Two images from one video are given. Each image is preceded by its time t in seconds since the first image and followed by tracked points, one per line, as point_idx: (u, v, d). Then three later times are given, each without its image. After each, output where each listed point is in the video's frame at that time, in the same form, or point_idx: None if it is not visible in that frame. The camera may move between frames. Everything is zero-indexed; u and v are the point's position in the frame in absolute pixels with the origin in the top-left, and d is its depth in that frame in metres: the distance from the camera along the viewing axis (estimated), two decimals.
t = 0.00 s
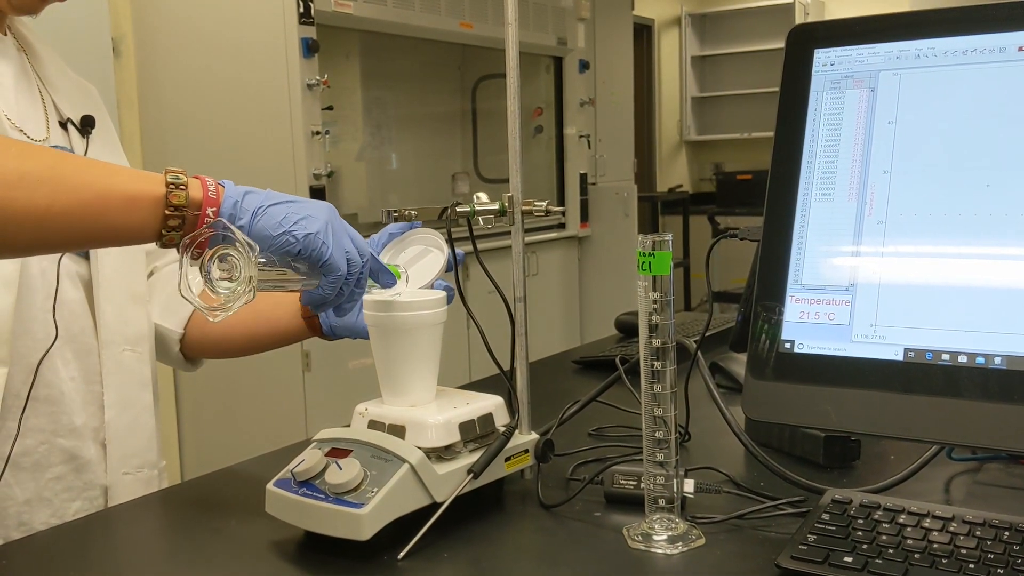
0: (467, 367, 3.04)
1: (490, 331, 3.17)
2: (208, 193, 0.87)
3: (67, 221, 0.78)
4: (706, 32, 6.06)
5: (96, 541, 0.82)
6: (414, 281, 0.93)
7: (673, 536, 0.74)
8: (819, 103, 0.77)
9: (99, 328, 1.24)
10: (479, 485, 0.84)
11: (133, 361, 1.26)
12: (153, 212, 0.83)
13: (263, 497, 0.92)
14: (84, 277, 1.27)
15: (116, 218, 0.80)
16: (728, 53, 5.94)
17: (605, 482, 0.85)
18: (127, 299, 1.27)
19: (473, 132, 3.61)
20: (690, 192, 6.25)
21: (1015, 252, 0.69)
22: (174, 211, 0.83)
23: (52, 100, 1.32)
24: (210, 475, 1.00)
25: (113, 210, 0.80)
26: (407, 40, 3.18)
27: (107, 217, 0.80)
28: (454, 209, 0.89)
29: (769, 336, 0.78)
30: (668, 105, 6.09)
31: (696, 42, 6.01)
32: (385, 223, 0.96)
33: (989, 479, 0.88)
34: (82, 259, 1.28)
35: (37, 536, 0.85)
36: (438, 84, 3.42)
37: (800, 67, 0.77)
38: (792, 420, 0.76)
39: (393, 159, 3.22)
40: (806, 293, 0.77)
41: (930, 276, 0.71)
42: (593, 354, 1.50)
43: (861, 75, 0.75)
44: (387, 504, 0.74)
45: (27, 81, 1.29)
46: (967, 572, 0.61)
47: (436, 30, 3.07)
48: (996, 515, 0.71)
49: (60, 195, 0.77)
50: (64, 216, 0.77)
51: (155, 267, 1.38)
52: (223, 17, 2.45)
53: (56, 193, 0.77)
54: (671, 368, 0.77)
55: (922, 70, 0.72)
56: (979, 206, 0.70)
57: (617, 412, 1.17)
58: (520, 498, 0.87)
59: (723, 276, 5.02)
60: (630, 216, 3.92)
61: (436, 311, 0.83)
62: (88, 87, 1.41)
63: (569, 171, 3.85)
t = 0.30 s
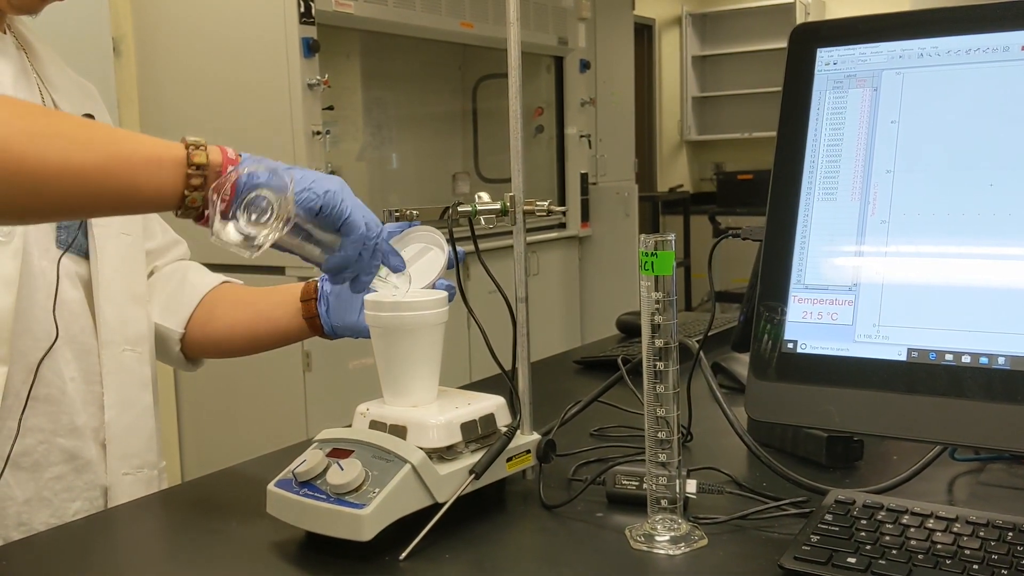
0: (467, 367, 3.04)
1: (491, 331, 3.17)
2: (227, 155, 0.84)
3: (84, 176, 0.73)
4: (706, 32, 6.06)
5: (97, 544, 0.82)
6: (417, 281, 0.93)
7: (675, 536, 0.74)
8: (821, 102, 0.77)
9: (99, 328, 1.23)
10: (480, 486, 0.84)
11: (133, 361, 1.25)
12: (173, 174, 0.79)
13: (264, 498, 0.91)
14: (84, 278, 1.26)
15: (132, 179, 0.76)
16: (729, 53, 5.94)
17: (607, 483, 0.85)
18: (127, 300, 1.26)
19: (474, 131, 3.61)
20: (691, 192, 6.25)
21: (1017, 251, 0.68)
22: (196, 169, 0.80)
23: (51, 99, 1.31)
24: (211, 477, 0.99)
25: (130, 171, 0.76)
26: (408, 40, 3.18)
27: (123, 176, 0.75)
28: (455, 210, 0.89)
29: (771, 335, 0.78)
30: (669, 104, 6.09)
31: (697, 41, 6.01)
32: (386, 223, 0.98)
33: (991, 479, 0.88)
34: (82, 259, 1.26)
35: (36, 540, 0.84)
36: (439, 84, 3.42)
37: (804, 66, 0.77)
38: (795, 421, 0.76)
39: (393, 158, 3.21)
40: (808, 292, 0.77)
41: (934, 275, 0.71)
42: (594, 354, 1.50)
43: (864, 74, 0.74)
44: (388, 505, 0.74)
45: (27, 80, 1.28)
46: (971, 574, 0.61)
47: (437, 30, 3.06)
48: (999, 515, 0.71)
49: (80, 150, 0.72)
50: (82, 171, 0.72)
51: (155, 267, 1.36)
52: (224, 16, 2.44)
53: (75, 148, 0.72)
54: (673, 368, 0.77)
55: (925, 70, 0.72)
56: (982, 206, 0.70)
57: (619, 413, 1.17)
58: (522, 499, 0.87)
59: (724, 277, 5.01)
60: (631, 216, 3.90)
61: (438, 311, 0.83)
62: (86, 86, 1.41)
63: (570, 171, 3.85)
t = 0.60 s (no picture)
0: (468, 368, 3.04)
1: (492, 331, 3.16)
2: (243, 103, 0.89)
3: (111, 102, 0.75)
4: (707, 33, 6.06)
5: (97, 546, 0.81)
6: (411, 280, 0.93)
7: (677, 537, 0.74)
8: (822, 103, 0.77)
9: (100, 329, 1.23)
10: (482, 486, 0.84)
11: (133, 362, 1.25)
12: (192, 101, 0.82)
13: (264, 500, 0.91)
14: (84, 278, 1.25)
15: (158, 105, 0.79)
16: (730, 54, 5.94)
17: (608, 483, 0.85)
18: (128, 301, 1.25)
19: (474, 131, 3.61)
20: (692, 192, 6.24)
21: (1018, 252, 0.68)
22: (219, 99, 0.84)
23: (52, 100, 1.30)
24: (212, 479, 0.99)
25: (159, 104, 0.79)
26: (409, 40, 3.18)
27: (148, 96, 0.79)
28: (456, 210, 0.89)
29: (772, 336, 0.78)
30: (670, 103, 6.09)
31: (698, 41, 6.01)
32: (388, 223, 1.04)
33: (993, 480, 0.88)
34: (84, 260, 1.25)
35: (36, 541, 0.83)
36: (440, 84, 3.42)
37: (805, 66, 0.77)
38: (795, 421, 0.76)
39: (394, 158, 3.21)
40: (809, 293, 0.77)
41: (935, 276, 0.71)
42: (595, 354, 1.50)
43: (865, 75, 0.74)
44: (389, 505, 0.74)
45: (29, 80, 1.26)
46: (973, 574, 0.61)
47: (438, 30, 3.07)
48: (1000, 516, 0.71)
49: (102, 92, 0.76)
50: (103, 88, 0.74)
51: (155, 269, 1.35)
52: (226, 16, 2.44)
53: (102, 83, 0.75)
54: (674, 368, 0.77)
55: (927, 70, 0.72)
56: (983, 206, 0.70)
57: (620, 413, 1.17)
58: (523, 499, 0.87)
59: (724, 277, 5.01)
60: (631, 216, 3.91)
61: (439, 311, 0.83)
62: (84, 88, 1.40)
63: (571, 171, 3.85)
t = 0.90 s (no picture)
0: (470, 368, 3.03)
1: (493, 331, 3.16)
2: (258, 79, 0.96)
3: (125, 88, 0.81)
4: (708, 33, 6.06)
5: (96, 547, 0.81)
6: (412, 279, 0.93)
7: (677, 537, 0.74)
8: (824, 103, 0.77)
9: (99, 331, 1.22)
10: (483, 486, 0.84)
11: (133, 364, 1.25)
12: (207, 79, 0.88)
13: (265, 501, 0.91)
14: (84, 278, 1.25)
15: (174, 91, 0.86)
16: (731, 54, 5.94)
17: (609, 482, 0.85)
18: (128, 302, 1.25)
19: (475, 131, 3.62)
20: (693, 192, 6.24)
21: (1020, 252, 0.68)
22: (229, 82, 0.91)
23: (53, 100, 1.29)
24: (213, 480, 0.99)
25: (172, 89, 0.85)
26: (410, 41, 3.18)
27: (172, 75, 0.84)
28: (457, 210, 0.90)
29: (773, 337, 0.78)
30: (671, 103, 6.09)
31: (699, 42, 6.01)
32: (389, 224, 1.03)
33: (994, 480, 0.88)
34: (84, 262, 1.25)
35: (36, 542, 0.83)
36: (441, 84, 3.42)
37: (806, 66, 0.77)
38: (797, 421, 0.76)
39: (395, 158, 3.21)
40: (810, 293, 0.77)
41: (935, 275, 0.71)
42: (596, 354, 1.50)
43: (866, 75, 0.74)
44: (391, 505, 0.74)
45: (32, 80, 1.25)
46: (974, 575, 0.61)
47: (439, 30, 3.07)
48: (1001, 516, 0.71)
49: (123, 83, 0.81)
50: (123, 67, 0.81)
51: (155, 272, 1.35)
52: (227, 16, 2.44)
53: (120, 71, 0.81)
54: (675, 368, 0.77)
55: (928, 70, 0.72)
56: (984, 206, 0.70)
57: (621, 413, 1.17)
58: (524, 499, 0.87)
59: (725, 277, 5.01)
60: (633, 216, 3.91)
61: (440, 312, 0.83)
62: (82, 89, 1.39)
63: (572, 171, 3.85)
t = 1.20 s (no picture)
0: (470, 369, 3.03)
1: (493, 333, 3.16)
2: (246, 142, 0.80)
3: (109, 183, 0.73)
4: (709, 34, 6.06)
5: (93, 551, 0.81)
6: (411, 281, 0.94)
7: (678, 539, 0.74)
8: (824, 105, 0.77)
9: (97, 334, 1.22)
10: (483, 487, 0.84)
11: (131, 367, 1.25)
12: (199, 153, 0.75)
13: (263, 504, 0.91)
14: (81, 283, 1.25)
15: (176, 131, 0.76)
16: (732, 55, 5.94)
17: (609, 484, 0.85)
18: (126, 305, 1.25)
19: (476, 132, 3.61)
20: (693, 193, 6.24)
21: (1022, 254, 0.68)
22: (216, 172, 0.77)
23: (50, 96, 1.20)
24: (211, 482, 0.98)
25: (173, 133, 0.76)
26: (410, 42, 3.18)
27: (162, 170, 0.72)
28: (459, 211, 0.90)
29: (774, 338, 0.78)
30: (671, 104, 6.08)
31: (699, 43, 6.01)
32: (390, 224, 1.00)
33: (995, 482, 0.88)
34: (80, 265, 1.25)
35: (33, 546, 0.83)
36: (441, 85, 3.42)
37: (806, 69, 0.77)
38: (797, 423, 0.76)
39: (395, 159, 3.21)
40: (811, 295, 0.77)
41: (936, 277, 0.71)
42: (596, 356, 1.50)
43: (867, 77, 0.74)
44: (391, 507, 0.74)
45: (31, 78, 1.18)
46: None
47: (439, 31, 3.07)
48: (1002, 518, 0.71)
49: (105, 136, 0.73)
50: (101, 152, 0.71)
51: (151, 273, 1.35)
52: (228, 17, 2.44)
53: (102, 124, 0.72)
54: (675, 371, 0.77)
55: (930, 72, 0.72)
56: (986, 209, 0.70)
57: (622, 415, 1.17)
58: (524, 501, 0.87)
59: (726, 278, 5.01)
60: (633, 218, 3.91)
61: (441, 313, 0.83)
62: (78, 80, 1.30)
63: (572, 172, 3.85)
